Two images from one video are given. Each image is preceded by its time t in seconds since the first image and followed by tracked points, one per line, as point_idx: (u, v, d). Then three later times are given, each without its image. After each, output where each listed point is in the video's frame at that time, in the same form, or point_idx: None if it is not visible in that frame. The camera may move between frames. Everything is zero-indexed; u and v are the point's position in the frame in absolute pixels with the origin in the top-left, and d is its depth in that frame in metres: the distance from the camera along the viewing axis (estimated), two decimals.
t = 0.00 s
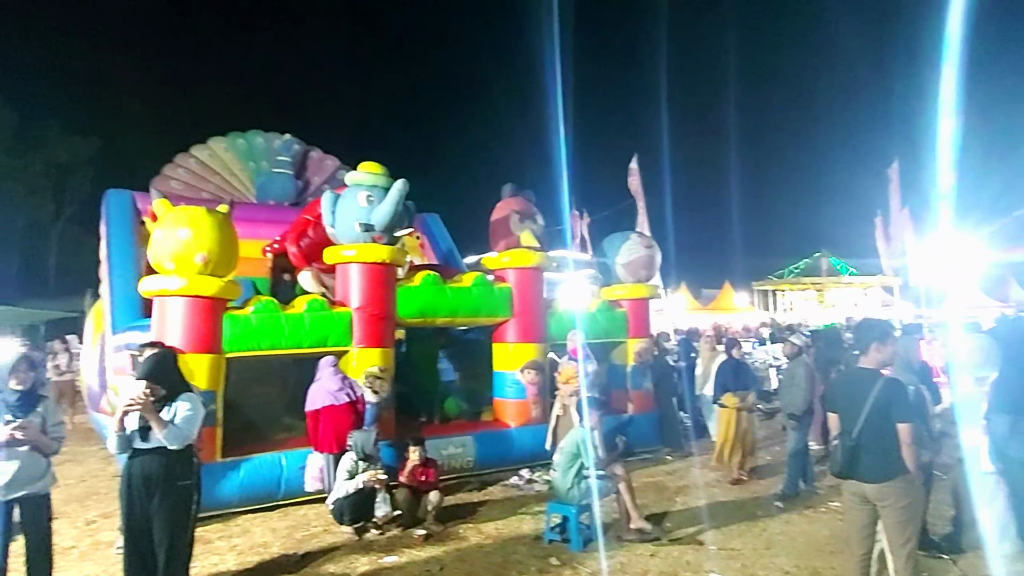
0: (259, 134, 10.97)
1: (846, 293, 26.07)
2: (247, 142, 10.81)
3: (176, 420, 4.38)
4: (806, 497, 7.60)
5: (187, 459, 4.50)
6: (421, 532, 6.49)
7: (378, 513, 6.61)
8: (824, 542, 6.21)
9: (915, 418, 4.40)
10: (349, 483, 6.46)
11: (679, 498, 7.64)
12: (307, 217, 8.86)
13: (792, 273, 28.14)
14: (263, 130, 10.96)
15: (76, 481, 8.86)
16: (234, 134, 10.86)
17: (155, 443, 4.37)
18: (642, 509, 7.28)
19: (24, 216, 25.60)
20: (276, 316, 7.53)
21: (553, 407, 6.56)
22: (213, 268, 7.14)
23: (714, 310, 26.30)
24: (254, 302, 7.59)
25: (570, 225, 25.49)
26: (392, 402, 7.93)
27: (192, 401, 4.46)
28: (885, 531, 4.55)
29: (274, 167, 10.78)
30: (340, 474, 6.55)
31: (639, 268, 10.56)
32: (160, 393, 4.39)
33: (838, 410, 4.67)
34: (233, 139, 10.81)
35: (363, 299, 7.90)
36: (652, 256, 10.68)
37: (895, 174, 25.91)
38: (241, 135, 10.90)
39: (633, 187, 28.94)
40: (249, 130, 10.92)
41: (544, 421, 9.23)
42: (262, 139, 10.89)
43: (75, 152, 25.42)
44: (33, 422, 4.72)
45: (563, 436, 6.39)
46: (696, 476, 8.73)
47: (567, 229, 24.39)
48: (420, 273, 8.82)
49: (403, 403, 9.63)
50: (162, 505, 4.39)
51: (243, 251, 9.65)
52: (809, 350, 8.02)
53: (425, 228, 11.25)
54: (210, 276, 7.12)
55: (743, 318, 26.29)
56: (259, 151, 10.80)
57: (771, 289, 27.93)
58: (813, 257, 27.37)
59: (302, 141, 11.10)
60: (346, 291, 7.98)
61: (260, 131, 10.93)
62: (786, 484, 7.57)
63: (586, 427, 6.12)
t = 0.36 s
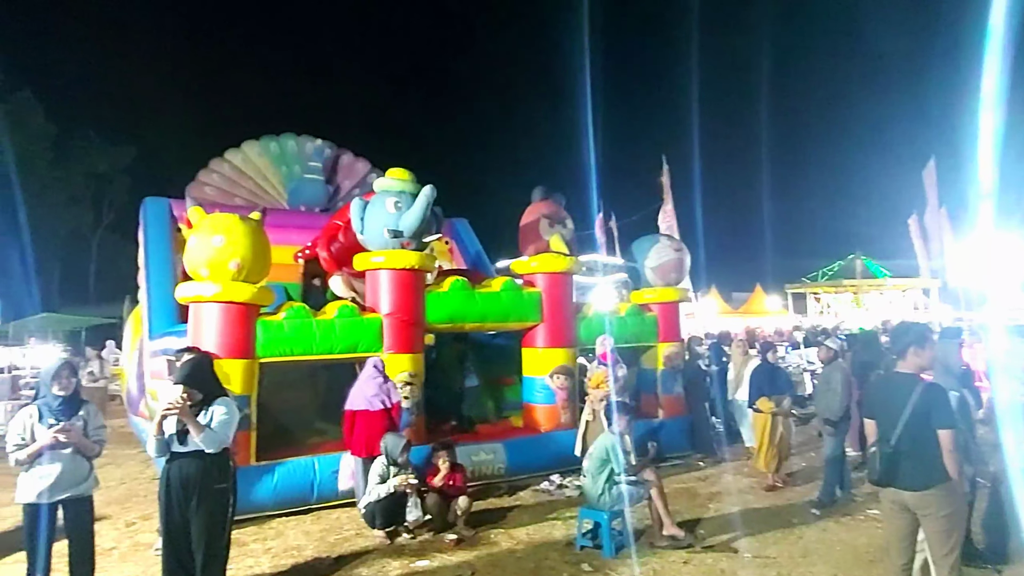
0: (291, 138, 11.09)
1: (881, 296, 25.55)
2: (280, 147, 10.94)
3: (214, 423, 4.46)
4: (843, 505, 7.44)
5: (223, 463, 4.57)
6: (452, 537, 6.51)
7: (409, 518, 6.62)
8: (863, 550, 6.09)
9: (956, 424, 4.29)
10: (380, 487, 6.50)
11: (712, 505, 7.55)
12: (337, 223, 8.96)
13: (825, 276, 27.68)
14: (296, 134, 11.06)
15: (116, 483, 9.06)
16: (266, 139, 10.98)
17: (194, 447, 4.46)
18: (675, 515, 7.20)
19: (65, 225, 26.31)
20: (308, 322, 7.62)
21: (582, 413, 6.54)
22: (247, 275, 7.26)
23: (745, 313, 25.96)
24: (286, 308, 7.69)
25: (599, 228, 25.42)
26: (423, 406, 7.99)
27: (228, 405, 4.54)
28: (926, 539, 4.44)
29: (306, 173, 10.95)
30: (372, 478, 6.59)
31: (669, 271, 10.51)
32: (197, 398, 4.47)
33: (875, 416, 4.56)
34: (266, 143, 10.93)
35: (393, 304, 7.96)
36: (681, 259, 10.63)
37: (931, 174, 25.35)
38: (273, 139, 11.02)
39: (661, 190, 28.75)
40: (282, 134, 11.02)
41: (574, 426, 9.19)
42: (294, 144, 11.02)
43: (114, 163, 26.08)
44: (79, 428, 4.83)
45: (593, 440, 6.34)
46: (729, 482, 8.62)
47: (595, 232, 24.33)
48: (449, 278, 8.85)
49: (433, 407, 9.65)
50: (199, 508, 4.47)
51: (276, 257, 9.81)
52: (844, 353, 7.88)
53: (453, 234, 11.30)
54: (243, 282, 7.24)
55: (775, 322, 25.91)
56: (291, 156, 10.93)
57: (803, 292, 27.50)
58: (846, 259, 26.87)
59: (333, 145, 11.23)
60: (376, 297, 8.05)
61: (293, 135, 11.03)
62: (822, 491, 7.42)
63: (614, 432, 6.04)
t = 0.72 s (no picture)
0: (313, 140, 11.18)
1: (906, 299, 25.18)
2: (302, 149, 11.04)
3: (238, 429, 4.50)
4: (868, 511, 7.32)
5: (246, 467, 4.62)
6: (472, 542, 6.49)
7: (429, 523, 6.62)
8: (890, 556, 5.99)
9: (985, 430, 4.21)
10: (401, 491, 6.52)
11: (735, 510, 7.47)
12: (357, 229, 9.01)
13: (848, 278, 27.36)
14: (317, 136, 11.14)
15: (141, 487, 9.17)
16: (288, 141, 11.07)
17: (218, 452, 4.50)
18: (697, 520, 7.14)
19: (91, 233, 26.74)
20: (329, 327, 7.67)
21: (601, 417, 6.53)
22: (268, 281, 7.33)
23: (766, 316, 25.71)
24: (308, 313, 7.74)
25: (617, 232, 25.33)
26: (443, 411, 8.00)
27: (250, 410, 4.58)
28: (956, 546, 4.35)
29: (327, 179, 11.05)
30: (393, 483, 6.62)
31: (689, 275, 10.44)
32: (220, 403, 4.51)
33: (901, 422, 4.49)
34: (288, 145, 11.04)
35: (414, 309, 7.99)
36: (702, 262, 10.57)
37: (957, 175, 24.96)
38: (295, 141, 11.11)
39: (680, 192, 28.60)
40: (303, 136, 11.10)
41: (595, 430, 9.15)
42: (316, 146, 11.12)
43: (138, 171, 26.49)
44: (104, 432, 4.89)
45: (614, 445, 6.29)
46: (752, 487, 8.52)
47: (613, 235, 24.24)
48: (469, 283, 8.87)
49: (453, 411, 9.65)
50: (223, 512, 4.51)
51: (297, 263, 9.89)
52: (869, 357, 7.78)
53: (472, 238, 11.32)
54: (265, 288, 7.31)
55: (797, 325, 25.62)
56: (312, 160, 11.02)
57: (825, 294, 27.18)
58: (869, 260, 26.52)
59: (354, 149, 11.28)
60: (396, 302, 8.08)
61: (314, 137, 11.11)
62: (847, 496, 7.32)
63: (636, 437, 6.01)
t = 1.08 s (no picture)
0: (323, 141, 11.18)
1: (918, 301, 25.00)
2: (312, 152, 11.07)
3: (251, 436, 4.52)
4: (882, 516, 7.25)
5: (257, 473, 4.63)
6: (482, 547, 6.48)
7: (439, 527, 6.57)
8: (905, 562, 5.93)
9: (1001, 434, 4.17)
10: (411, 496, 6.52)
11: (747, 515, 7.42)
12: (365, 235, 9.04)
13: (858, 281, 27.19)
14: (327, 138, 11.15)
15: (153, 493, 9.21)
16: (298, 143, 11.10)
17: (230, 457, 4.52)
18: (709, 525, 7.11)
19: (102, 239, 26.93)
20: (338, 333, 7.69)
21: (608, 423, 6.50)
22: (278, 287, 7.36)
23: (776, 319, 25.58)
24: (317, 319, 7.76)
25: (626, 235, 25.30)
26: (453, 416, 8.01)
27: (262, 415, 4.59)
28: (972, 552, 4.30)
29: (336, 183, 11.11)
30: (403, 489, 6.62)
31: (699, 278, 10.41)
32: (232, 408, 4.53)
33: (915, 426, 4.44)
34: (297, 148, 11.07)
35: (423, 314, 8.00)
36: (711, 265, 10.54)
37: (968, 176, 24.80)
38: (305, 143, 11.13)
39: (689, 196, 28.55)
40: (313, 138, 11.12)
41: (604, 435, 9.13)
42: (326, 148, 11.13)
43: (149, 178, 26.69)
44: (117, 438, 4.93)
45: (626, 451, 6.25)
46: (763, 492, 8.47)
47: (622, 238, 24.21)
48: (478, 287, 8.87)
49: (463, 417, 9.65)
50: (235, 517, 4.52)
51: (305, 269, 9.89)
52: (881, 360, 7.73)
53: (481, 243, 11.33)
54: (275, 294, 7.34)
55: (807, 328, 25.49)
56: (322, 163, 11.08)
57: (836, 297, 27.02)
58: (880, 263, 26.31)
59: (364, 152, 11.28)
60: (406, 307, 8.09)
61: (324, 139, 11.13)
62: (860, 501, 7.26)
63: (649, 442, 5.96)
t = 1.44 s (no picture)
0: (328, 144, 11.20)
1: (924, 304, 24.91)
2: (317, 154, 11.11)
3: (257, 440, 4.53)
4: (888, 520, 7.20)
5: (263, 477, 4.64)
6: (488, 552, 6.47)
7: (444, 531, 6.59)
8: (912, 567, 5.90)
9: (1009, 438, 4.14)
10: (416, 500, 6.52)
11: (753, 519, 7.40)
12: (367, 242, 9.01)
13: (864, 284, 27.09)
14: (332, 141, 11.18)
15: (159, 497, 9.23)
16: (303, 145, 11.13)
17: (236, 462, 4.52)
18: (715, 529, 7.09)
19: (108, 244, 27.03)
20: (343, 337, 7.70)
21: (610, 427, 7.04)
22: (283, 292, 7.37)
23: (782, 322, 25.51)
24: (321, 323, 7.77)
25: (631, 238, 25.29)
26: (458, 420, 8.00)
27: (268, 420, 4.60)
28: (981, 557, 4.28)
29: (341, 187, 11.14)
30: (408, 493, 6.62)
31: (702, 282, 10.40)
32: (238, 413, 4.54)
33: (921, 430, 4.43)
34: (302, 150, 11.09)
35: (427, 319, 8.01)
36: (716, 268, 10.50)
37: (973, 178, 24.75)
38: (310, 145, 11.15)
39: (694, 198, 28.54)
40: (318, 141, 11.15)
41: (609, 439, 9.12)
42: (331, 151, 11.16)
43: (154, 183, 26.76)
44: (124, 443, 4.94)
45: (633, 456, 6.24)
46: (770, 495, 8.45)
47: (627, 241, 24.20)
48: (482, 291, 8.88)
49: (467, 420, 9.65)
50: (241, 522, 4.52)
51: (310, 273, 9.93)
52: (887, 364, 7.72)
53: (485, 246, 11.33)
54: (279, 299, 7.35)
55: (813, 331, 25.42)
56: (327, 165, 11.13)
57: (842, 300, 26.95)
58: (886, 265, 26.21)
59: (368, 155, 11.32)
60: (410, 312, 8.10)
61: (329, 142, 11.16)
62: (867, 505, 7.24)
63: (656, 446, 5.94)
